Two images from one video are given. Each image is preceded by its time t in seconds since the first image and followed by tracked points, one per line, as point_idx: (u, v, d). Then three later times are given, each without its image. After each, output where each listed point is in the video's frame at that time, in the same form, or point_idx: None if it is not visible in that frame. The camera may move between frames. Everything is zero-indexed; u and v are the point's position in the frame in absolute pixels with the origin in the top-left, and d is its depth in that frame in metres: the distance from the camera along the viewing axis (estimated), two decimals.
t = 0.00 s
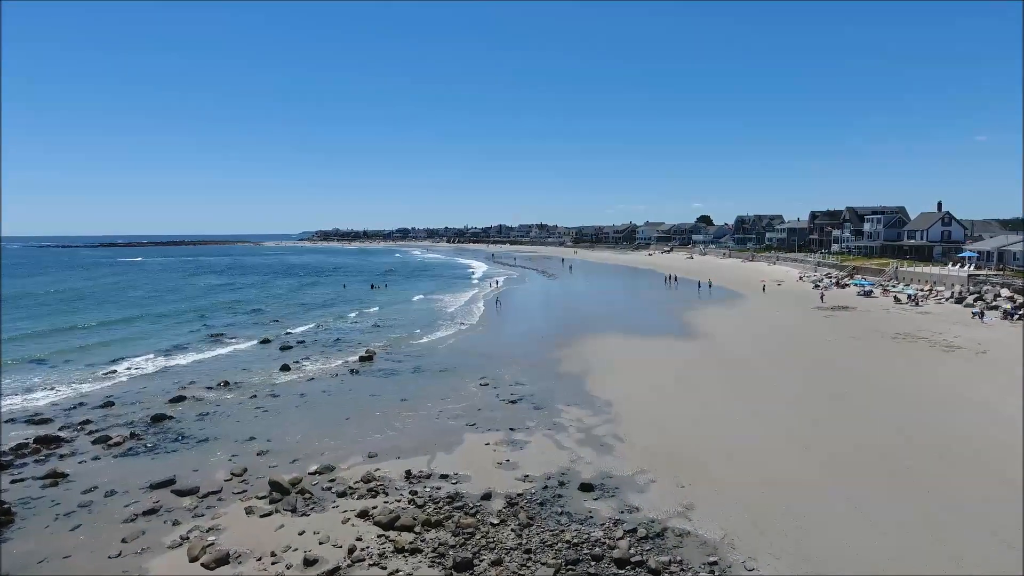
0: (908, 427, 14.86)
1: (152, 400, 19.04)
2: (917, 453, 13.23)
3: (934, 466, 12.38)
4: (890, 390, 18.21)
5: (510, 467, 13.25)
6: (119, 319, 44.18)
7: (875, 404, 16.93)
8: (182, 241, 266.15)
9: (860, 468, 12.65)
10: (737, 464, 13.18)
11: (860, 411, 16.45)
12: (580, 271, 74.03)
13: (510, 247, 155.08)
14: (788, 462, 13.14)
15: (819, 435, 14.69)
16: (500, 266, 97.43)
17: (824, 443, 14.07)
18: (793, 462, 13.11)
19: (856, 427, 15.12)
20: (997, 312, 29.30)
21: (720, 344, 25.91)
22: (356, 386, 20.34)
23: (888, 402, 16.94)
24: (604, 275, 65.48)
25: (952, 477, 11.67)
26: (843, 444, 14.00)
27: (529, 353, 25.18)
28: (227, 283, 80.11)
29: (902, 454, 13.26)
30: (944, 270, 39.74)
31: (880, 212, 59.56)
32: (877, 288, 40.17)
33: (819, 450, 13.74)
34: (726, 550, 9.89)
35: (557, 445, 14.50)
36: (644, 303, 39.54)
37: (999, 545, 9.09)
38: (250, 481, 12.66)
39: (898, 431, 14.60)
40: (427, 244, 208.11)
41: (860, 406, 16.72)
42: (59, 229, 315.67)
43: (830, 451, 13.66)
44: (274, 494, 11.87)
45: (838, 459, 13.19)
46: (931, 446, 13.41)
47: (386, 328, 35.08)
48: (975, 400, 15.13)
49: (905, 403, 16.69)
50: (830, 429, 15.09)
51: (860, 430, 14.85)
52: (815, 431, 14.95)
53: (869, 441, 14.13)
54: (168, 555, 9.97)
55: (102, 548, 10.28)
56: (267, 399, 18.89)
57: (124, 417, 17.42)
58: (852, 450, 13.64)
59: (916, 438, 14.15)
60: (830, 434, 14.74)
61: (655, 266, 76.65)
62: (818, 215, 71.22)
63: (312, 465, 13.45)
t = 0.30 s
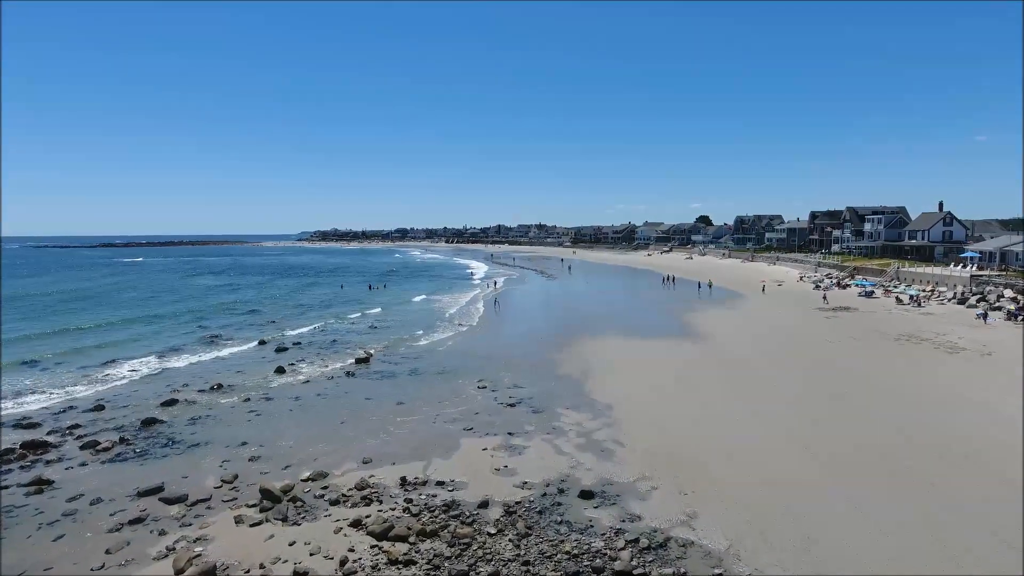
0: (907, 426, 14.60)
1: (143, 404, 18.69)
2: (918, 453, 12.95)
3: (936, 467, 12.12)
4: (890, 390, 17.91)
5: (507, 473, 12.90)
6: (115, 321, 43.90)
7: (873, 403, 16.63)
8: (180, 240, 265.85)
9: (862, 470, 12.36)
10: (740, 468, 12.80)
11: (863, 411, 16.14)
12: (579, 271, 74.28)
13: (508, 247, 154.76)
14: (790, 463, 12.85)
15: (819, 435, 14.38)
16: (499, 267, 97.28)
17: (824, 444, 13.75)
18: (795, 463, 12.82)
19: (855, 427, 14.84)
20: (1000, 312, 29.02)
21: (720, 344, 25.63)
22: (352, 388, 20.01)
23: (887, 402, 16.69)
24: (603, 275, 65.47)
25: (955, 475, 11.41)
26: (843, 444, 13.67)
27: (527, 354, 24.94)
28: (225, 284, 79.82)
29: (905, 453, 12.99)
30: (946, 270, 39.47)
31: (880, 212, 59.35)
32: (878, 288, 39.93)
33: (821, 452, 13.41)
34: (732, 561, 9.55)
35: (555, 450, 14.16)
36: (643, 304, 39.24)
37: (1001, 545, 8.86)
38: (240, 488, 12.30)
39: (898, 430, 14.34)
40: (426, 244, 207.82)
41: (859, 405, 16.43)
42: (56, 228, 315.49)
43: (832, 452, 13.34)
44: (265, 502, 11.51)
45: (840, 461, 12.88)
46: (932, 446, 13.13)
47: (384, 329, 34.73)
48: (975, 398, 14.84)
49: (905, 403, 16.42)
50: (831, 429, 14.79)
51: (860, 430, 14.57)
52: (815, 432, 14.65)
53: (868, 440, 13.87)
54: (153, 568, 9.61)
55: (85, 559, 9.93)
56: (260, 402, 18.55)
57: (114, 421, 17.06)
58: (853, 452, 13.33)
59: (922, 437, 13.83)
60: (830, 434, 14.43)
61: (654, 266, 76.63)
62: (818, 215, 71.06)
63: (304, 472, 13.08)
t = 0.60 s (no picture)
0: (908, 435, 14.49)
1: (134, 407, 18.37)
2: (922, 465, 12.82)
3: (939, 481, 12.04)
4: (897, 396, 17.70)
5: (504, 479, 12.61)
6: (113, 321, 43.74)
7: (873, 410, 16.50)
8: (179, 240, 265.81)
9: (868, 482, 12.16)
10: (744, 476, 12.59)
11: (866, 418, 15.90)
12: (578, 271, 74.67)
13: (507, 248, 154.66)
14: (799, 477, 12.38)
15: (827, 445, 14.12)
16: (498, 266, 97.35)
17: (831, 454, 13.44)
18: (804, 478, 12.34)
19: (857, 435, 14.69)
20: (1003, 313, 28.81)
21: (720, 348, 25.36)
22: (347, 391, 19.71)
23: (887, 409, 16.55)
24: (602, 275, 65.56)
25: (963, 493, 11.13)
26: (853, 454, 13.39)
27: (527, 356, 24.74)
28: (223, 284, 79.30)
29: (910, 466, 12.76)
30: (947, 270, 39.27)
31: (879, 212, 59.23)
32: (880, 288, 39.73)
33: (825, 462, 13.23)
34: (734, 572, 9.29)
35: (554, 455, 13.85)
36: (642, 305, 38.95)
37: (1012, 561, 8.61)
38: (231, 495, 11.99)
39: (900, 441, 14.21)
40: (424, 244, 207.59)
41: (860, 413, 16.28)
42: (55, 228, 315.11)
43: (836, 463, 13.15)
44: (254, 510, 11.18)
45: (844, 473, 12.69)
46: (936, 460, 13.01)
47: (381, 330, 34.44)
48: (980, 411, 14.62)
49: (905, 411, 16.30)
50: (833, 437, 14.62)
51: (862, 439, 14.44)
52: (818, 441, 14.45)
53: (871, 450, 13.72)
54: None
55: (67, 570, 9.60)
56: (253, 406, 18.21)
57: (104, 425, 16.72)
58: (858, 462, 13.15)
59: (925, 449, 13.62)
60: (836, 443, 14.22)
61: (654, 266, 76.60)
62: (817, 215, 71.02)
63: (297, 477, 12.79)
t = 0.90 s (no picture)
0: (908, 435, 14.28)
1: (126, 410, 18.08)
2: (923, 465, 12.61)
3: (940, 481, 11.83)
4: (898, 396, 17.47)
5: (501, 484, 12.35)
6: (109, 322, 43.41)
7: (873, 409, 16.28)
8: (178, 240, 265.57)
9: (870, 484, 11.92)
10: (744, 480, 12.34)
11: (866, 418, 15.70)
12: (578, 271, 74.61)
13: (506, 248, 154.38)
14: (800, 479, 12.16)
15: (828, 446, 13.89)
16: (497, 267, 97.12)
17: (833, 457, 13.20)
18: (806, 480, 12.11)
19: (857, 435, 14.45)
20: (1004, 313, 28.62)
21: (720, 348, 25.13)
22: (342, 393, 19.45)
23: (887, 408, 16.34)
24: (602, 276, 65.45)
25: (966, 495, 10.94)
26: (855, 457, 13.14)
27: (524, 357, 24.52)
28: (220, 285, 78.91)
29: (912, 466, 12.55)
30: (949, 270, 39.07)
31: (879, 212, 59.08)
32: (880, 289, 39.55)
33: (826, 462, 12.99)
34: None
35: (551, 459, 13.58)
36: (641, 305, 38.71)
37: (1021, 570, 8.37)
38: (221, 500, 11.72)
39: (900, 440, 13.99)
40: (423, 244, 207.21)
41: (859, 413, 16.05)
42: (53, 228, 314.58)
43: (836, 463, 12.92)
44: (244, 517, 10.91)
45: (844, 473, 12.46)
46: (936, 460, 12.81)
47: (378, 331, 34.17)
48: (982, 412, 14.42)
49: (904, 411, 16.07)
50: (833, 437, 14.38)
51: (862, 439, 14.22)
52: (818, 441, 14.22)
53: (871, 450, 13.51)
54: None
55: None
56: (246, 409, 17.92)
57: (94, 428, 16.44)
58: (859, 462, 12.92)
59: (927, 449, 13.41)
60: (837, 444, 14.00)
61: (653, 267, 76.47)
62: (816, 215, 70.87)
63: (289, 482, 12.52)
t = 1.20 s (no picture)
0: (908, 435, 14.06)
1: (118, 413, 17.86)
2: (923, 465, 12.40)
3: (939, 480, 11.60)
4: (898, 396, 17.23)
5: (497, 489, 12.09)
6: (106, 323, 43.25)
7: (873, 409, 16.05)
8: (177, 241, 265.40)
9: (869, 483, 11.70)
10: (744, 484, 11.99)
11: (866, 418, 15.47)
12: (578, 271, 74.65)
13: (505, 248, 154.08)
14: (801, 481, 11.90)
15: (827, 446, 13.66)
16: (497, 267, 96.96)
17: (833, 457, 12.97)
18: (806, 482, 11.87)
19: (858, 435, 14.22)
20: (1005, 313, 28.40)
21: (720, 349, 24.90)
22: (337, 395, 19.21)
23: (887, 408, 16.11)
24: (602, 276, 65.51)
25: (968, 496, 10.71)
26: (856, 457, 12.91)
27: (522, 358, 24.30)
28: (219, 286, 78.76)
29: (912, 466, 12.34)
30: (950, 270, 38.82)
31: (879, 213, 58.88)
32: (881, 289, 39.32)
33: (826, 462, 12.76)
34: None
35: (548, 463, 13.34)
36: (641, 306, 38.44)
37: None
38: (210, 507, 11.45)
39: (900, 440, 13.77)
40: (423, 244, 206.83)
41: (859, 412, 15.84)
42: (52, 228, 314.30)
43: (836, 463, 12.70)
44: (233, 524, 10.64)
45: (844, 472, 12.23)
46: (936, 459, 12.60)
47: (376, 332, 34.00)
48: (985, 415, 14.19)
49: (905, 411, 15.84)
50: (834, 437, 14.15)
51: (863, 439, 13.98)
52: (818, 441, 13.98)
53: (871, 450, 13.28)
54: None
55: None
56: (238, 411, 17.68)
57: (85, 431, 16.19)
58: (858, 462, 12.69)
59: (926, 448, 13.20)
60: (836, 444, 13.77)
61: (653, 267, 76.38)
62: (816, 215, 70.70)
63: (281, 488, 12.26)
